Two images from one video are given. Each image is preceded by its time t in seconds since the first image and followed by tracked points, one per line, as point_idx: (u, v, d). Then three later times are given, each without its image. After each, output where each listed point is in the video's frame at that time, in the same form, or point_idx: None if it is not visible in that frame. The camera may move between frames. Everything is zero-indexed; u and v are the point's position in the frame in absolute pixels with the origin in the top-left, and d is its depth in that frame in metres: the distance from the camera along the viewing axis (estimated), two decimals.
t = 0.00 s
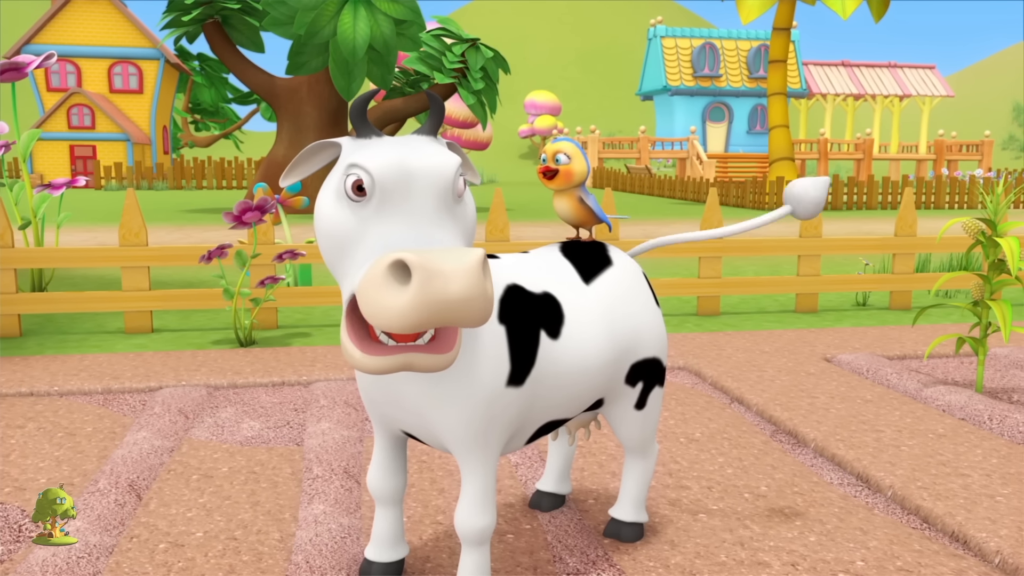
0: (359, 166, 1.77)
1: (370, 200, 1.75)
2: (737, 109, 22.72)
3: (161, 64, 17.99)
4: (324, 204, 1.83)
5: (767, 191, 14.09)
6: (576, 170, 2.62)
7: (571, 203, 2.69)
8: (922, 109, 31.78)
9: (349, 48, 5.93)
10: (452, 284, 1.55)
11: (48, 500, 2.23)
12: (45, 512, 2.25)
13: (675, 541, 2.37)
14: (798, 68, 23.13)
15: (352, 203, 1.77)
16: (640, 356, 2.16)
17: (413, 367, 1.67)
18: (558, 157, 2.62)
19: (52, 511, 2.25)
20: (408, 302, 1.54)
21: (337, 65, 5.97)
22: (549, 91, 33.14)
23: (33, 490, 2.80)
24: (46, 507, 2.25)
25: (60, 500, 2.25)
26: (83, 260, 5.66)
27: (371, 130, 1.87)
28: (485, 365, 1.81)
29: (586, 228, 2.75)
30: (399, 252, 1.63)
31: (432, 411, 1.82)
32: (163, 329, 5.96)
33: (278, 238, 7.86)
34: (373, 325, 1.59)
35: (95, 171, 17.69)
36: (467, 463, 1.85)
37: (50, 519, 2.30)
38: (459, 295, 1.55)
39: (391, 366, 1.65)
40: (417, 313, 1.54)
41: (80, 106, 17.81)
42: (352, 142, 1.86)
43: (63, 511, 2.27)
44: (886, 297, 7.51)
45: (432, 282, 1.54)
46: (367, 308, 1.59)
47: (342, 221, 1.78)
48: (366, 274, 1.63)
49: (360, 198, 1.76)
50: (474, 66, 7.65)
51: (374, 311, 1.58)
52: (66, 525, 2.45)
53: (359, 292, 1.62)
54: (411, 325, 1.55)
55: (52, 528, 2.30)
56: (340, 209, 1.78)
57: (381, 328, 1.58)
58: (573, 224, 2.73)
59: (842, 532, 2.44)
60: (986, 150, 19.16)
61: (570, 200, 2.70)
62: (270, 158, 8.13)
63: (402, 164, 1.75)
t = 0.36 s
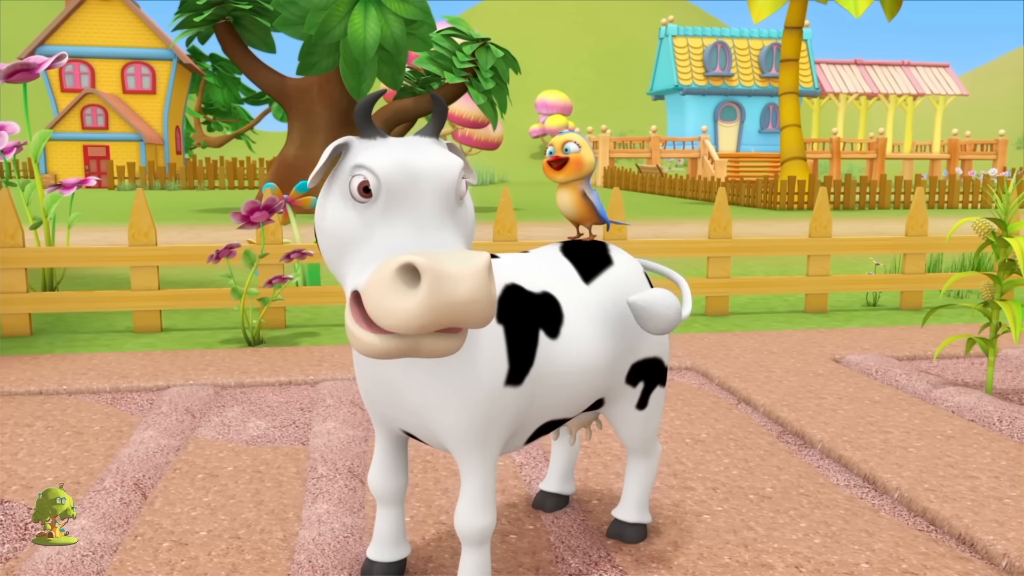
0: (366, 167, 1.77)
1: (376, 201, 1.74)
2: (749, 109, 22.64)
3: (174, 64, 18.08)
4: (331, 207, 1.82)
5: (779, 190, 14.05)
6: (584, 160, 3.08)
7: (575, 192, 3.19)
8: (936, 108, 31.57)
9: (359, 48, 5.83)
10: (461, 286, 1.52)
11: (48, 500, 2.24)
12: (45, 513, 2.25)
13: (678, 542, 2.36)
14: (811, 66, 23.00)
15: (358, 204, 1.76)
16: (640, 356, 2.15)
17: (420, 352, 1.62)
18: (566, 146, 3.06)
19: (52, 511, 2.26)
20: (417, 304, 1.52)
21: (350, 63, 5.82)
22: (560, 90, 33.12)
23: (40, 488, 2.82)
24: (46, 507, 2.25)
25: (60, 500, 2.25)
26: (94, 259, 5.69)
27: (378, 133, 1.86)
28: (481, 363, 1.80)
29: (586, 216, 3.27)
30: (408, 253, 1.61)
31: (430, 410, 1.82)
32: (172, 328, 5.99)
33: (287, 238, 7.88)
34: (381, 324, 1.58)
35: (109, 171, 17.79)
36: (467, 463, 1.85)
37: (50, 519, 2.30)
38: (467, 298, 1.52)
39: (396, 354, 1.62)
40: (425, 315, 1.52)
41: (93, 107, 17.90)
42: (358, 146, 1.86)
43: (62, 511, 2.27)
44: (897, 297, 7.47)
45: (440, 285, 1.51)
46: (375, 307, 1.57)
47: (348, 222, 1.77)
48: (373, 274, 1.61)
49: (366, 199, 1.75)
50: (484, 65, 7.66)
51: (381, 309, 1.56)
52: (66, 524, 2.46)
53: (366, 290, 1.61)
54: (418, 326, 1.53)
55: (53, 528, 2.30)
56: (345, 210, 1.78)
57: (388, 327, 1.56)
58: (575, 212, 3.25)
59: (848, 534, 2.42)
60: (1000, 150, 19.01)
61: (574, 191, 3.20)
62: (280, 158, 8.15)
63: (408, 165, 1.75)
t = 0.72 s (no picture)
0: (360, 162, 1.76)
1: (369, 195, 1.74)
2: (762, 108, 22.54)
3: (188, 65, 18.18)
4: (324, 202, 1.82)
5: (792, 190, 13.99)
6: (583, 160, 3.14)
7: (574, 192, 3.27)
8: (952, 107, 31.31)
9: (371, 48, 5.90)
10: (452, 276, 1.52)
11: (48, 499, 2.24)
12: (44, 513, 2.25)
13: (681, 543, 2.35)
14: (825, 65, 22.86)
15: (350, 199, 1.76)
16: (640, 355, 2.14)
17: (441, 340, 1.59)
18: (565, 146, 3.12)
19: (52, 511, 2.25)
20: (410, 295, 1.52)
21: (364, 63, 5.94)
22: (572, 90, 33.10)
23: (47, 487, 2.83)
24: (46, 507, 2.25)
25: (60, 499, 2.26)
26: (105, 258, 5.73)
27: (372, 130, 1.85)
28: (477, 361, 1.80)
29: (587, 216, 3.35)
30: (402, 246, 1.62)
31: (427, 409, 1.82)
32: (182, 327, 6.02)
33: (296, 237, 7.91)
34: (377, 317, 1.58)
35: (123, 171, 17.91)
36: (466, 462, 1.85)
37: (50, 518, 2.30)
38: (460, 288, 1.52)
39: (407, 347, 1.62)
40: (418, 306, 1.52)
41: (108, 108, 18.01)
42: (353, 141, 1.85)
43: (63, 511, 2.27)
44: (910, 297, 7.41)
45: (432, 275, 1.52)
46: (370, 300, 1.58)
47: (341, 218, 1.77)
48: (368, 267, 1.62)
49: (359, 194, 1.74)
50: (495, 65, 7.65)
51: (375, 302, 1.57)
52: (66, 525, 2.45)
53: (361, 284, 1.62)
54: (412, 316, 1.53)
55: (52, 528, 2.30)
56: (338, 205, 1.77)
57: (383, 320, 1.57)
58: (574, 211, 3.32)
59: (853, 536, 2.40)
60: (1017, 148, 18.82)
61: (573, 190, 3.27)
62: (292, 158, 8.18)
63: (401, 162, 1.74)
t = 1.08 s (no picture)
0: (429, 156, 1.71)
1: (444, 190, 1.68)
2: (777, 107, 22.43)
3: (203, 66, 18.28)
4: (384, 197, 1.72)
5: (806, 189, 13.91)
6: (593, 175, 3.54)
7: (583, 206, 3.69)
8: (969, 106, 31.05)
9: (383, 48, 5.88)
10: (549, 261, 1.53)
11: (48, 500, 2.22)
12: (45, 512, 2.23)
13: (686, 545, 2.34)
14: (840, 64, 22.72)
15: (422, 193, 1.68)
16: (644, 367, 2.13)
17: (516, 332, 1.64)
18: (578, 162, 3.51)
19: (53, 511, 2.24)
20: (517, 282, 1.49)
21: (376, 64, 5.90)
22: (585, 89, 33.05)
23: (55, 485, 2.85)
24: (46, 506, 2.23)
25: (61, 499, 2.24)
26: (118, 258, 5.77)
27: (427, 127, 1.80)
28: (478, 363, 1.80)
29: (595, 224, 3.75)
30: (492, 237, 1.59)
31: (427, 409, 1.82)
32: (193, 326, 6.05)
33: (307, 237, 7.94)
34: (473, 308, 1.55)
35: (139, 171, 18.01)
36: (465, 462, 1.84)
37: (51, 518, 2.28)
38: (554, 274, 1.53)
39: (496, 335, 1.62)
40: (525, 293, 1.50)
41: (124, 109, 18.13)
42: (407, 137, 1.79)
43: (63, 511, 2.26)
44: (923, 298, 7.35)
45: (536, 263, 1.51)
46: (469, 291, 1.54)
47: (409, 212, 1.68)
48: (459, 260, 1.58)
49: (435, 187, 1.67)
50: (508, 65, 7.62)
51: (475, 292, 1.53)
52: (66, 524, 2.45)
53: (455, 275, 1.57)
54: (514, 306, 1.51)
55: (52, 528, 2.27)
56: (406, 199, 1.69)
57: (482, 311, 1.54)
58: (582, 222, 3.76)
59: (859, 539, 2.39)
60: None
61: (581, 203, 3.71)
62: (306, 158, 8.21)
63: (468, 157, 1.73)
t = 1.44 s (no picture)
0: (329, 271, 1.65)
1: (350, 304, 1.66)
2: (793, 106, 22.31)
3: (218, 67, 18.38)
4: (307, 295, 1.74)
5: (821, 188, 13.81)
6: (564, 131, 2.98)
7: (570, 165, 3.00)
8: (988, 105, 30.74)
9: (397, 48, 5.92)
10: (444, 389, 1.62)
11: (47, 499, 2.14)
12: (44, 513, 2.17)
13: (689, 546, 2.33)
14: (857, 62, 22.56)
15: (332, 304, 1.68)
16: (663, 305, 2.18)
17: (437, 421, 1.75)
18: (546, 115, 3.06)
19: (53, 512, 2.17)
20: (409, 415, 1.63)
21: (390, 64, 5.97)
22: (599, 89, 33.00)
23: (65, 482, 2.88)
24: (46, 506, 2.16)
25: (61, 500, 2.16)
26: (130, 257, 5.81)
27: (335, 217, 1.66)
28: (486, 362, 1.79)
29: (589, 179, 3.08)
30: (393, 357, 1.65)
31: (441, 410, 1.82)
32: (204, 326, 6.08)
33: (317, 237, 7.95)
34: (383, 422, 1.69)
35: (155, 172, 18.12)
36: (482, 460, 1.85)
37: (51, 519, 2.21)
38: (451, 400, 1.62)
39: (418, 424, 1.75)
40: (422, 422, 1.64)
41: (141, 109, 18.25)
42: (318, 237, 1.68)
43: (64, 512, 2.19)
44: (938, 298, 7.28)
45: (428, 399, 1.61)
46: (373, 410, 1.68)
47: (325, 319, 1.71)
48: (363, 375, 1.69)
49: (340, 302, 1.66)
50: (522, 64, 7.62)
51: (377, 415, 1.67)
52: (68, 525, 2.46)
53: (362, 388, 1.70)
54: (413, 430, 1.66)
55: (53, 528, 2.21)
56: (320, 310, 1.71)
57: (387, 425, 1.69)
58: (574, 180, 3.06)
59: (866, 541, 2.37)
60: None
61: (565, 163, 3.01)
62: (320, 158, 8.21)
63: (371, 270, 1.62)
